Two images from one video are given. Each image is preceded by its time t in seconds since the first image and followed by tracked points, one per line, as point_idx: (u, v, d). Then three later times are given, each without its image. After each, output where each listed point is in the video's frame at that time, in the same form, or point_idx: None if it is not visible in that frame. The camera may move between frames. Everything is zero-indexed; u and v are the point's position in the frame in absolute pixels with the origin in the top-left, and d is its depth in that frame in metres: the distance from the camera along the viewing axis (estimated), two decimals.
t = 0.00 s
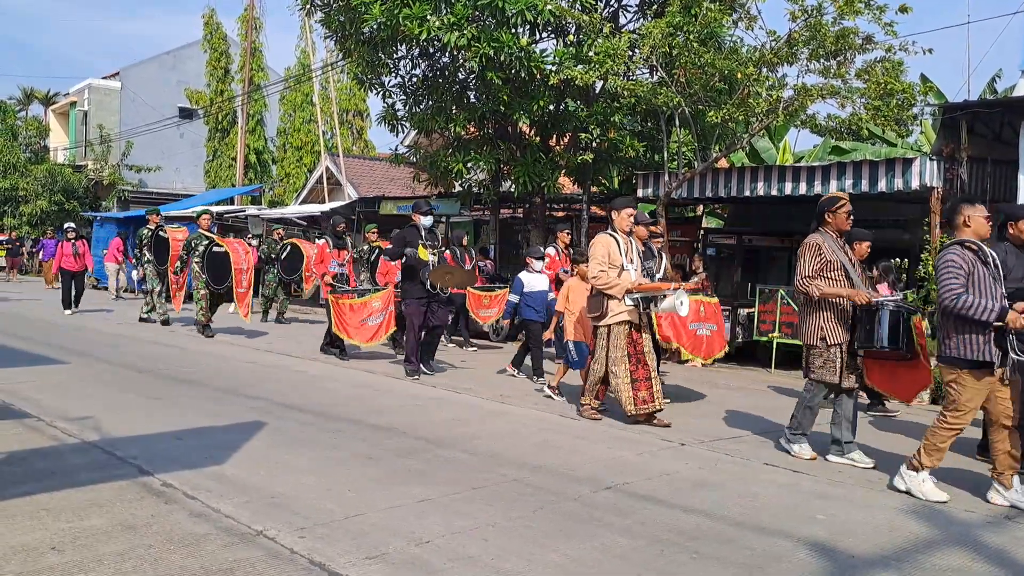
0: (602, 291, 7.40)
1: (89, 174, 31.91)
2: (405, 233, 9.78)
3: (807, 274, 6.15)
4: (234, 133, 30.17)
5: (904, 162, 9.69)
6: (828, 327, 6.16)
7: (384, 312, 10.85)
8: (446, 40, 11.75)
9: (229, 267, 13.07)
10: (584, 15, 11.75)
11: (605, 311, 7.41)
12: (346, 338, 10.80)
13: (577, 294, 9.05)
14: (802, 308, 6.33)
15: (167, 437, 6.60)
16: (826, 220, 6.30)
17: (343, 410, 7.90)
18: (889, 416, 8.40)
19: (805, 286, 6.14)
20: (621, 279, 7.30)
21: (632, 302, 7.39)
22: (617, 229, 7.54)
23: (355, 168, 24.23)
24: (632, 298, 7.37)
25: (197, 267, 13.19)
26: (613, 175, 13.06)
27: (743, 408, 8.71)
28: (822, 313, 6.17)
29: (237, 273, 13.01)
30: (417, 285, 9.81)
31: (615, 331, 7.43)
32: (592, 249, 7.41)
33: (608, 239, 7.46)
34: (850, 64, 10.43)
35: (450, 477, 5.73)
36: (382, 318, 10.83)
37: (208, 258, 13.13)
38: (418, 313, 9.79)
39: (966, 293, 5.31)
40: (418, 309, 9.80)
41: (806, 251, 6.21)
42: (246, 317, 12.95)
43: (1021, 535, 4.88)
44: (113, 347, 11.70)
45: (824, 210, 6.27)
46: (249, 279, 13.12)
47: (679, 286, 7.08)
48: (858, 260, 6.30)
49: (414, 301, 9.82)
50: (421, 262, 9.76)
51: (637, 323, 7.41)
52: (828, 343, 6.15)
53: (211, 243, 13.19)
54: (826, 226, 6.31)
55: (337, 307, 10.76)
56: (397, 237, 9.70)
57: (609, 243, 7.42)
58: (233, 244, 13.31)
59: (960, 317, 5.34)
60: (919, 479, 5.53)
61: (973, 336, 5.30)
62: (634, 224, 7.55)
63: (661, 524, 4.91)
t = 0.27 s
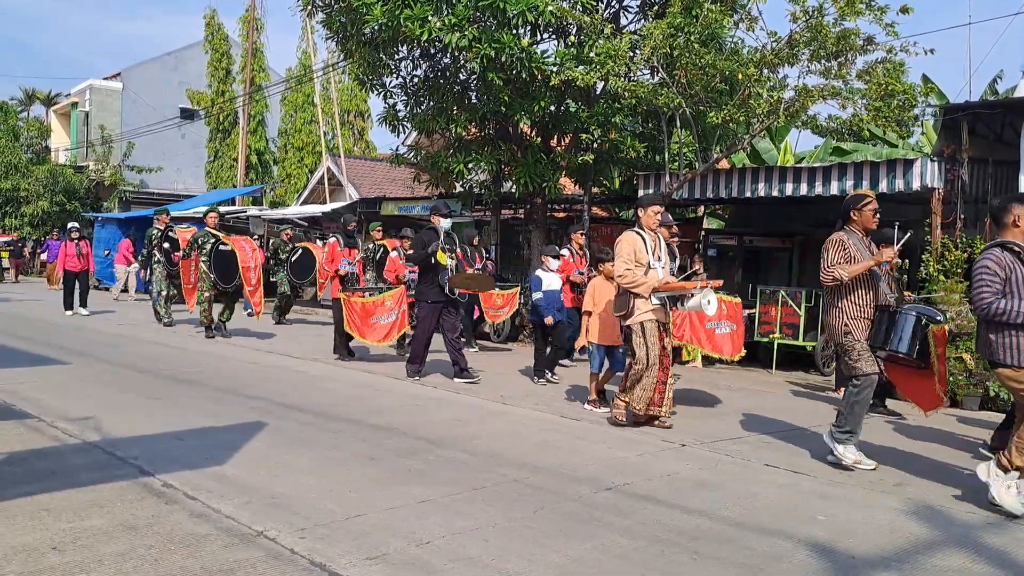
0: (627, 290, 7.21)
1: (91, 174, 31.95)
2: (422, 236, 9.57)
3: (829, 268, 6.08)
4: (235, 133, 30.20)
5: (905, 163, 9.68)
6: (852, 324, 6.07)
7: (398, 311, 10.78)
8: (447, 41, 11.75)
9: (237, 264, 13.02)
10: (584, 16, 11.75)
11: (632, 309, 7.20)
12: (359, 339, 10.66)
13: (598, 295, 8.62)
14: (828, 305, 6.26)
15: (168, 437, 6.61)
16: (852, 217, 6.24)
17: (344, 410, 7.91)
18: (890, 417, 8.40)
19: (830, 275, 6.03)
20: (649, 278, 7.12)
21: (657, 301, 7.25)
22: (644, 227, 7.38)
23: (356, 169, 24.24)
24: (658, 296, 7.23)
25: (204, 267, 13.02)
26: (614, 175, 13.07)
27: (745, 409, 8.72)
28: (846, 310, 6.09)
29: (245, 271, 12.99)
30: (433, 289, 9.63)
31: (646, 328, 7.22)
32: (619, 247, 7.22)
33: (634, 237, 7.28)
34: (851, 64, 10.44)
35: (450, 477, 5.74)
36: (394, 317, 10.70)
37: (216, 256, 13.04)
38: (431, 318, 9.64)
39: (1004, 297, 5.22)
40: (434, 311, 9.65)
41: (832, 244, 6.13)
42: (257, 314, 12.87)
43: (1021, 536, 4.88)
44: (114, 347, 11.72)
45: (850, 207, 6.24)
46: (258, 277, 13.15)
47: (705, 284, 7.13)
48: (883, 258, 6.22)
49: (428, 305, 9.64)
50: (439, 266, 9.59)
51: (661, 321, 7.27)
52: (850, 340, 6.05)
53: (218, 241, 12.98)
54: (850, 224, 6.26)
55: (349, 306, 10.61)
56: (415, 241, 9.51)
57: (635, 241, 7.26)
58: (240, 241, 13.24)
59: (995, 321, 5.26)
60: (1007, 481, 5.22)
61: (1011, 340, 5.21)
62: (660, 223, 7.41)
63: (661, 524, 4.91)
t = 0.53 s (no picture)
0: (650, 296, 7.02)
1: (92, 175, 31.98)
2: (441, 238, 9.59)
3: (859, 279, 5.97)
4: (236, 134, 30.21)
5: (906, 164, 9.67)
6: (879, 333, 6.00)
7: (411, 316, 10.40)
8: (448, 42, 11.76)
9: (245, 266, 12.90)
10: (585, 17, 11.76)
11: (654, 316, 6.96)
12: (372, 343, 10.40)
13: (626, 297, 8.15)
14: (852, 314, 6.17)
15: (169, 438, 6.61)
16: (876, 222, 6.15)
17: (345, 411, 7.92)
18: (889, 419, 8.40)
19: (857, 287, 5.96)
20: (672, 283, 6.93)
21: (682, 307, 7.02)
22: (667, 230, 7.13)
23: (358, 169, 24.25)
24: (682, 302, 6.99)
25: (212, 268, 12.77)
26: (616, 176, 13.08)
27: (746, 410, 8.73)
28: (873, 319, 6.01)
29: (252, 272, 12.87)
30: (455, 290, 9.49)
31: (671, 335, 6.92)
32: (640, 251, 7.04)
33: (656, 241, 7.09)
34: (853, 65, 10.43)
35: (451, 477, 5.74)
36: (408, 323, 10.40)
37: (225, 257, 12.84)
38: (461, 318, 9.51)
39: None
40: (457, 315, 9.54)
41: (857, 252, 6.02)
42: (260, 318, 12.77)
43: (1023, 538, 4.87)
44: (115, 347, 11.73)
45: (874, 210, 6.12)
46: (265, 280, 13.04)
47: (731, 290, 6.91)
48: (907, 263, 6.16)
49: (455, 306, 9.51)
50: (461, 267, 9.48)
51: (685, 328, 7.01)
52: (877, 350, 5.98)
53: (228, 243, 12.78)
54: (875, 227, 6.16)
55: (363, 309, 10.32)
56: (436, 242, 9.55)
57: (657, 245, 7.06)
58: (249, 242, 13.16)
59: None
60: None
61: None
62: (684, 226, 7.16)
63: (662, 525, 4.91)
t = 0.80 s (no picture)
0: (674, 296, 6.89)
1: (94, 175, 32.00)
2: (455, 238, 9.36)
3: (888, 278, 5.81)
4: (238, 134, 30.21)
5: (908, 164, 9.71)
6: (905, 335, 5.84)
7: (429, 314, 10.26)
8: (449, 42, 11.76)
9: (261, 263, 12.63)
10: (587, 17, 11.76)
11: (679, 317, 6.87)
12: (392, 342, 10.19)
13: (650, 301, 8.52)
14: (877, 314, 6.01)
15: (170, 438, 6.62)
16: (902, 219, 6.00)
17: (346, 411, 7.92)
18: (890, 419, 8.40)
19: (888, 285, 5.78)
20: (697, 284, 6.79)
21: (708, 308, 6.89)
22: (692, 229, 7.01)
23: (359, 169, 24.27)
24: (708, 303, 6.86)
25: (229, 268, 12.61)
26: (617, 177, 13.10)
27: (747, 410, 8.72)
28: (900, 319, 5.85)
29: (270, 269, 12.60)
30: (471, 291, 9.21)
31: (691, 339, 6.88)
32: (665, 251, 6.89)
33: (681, 240, 6.93)
34: (854, 65, 10.42)
35: (452, 477, 5.74)
36: (428, 322, 10.21)
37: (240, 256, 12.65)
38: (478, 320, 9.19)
39: None
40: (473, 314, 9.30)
41: (885, 249, 5.86)
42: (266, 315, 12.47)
43: None
44: (117, 347, 11.74)
45: (900, 208, 5.97)
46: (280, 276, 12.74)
47: (761, 288, 6.74)
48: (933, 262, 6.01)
49: (471, 307, 9.12)
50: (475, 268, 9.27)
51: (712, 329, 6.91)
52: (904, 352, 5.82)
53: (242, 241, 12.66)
54: (899, 225, 6.02)
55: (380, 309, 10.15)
56: (449, 242, 9.23)
57: (682, 244, 6.90)
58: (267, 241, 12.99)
59: None
60: None
61: None
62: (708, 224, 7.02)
63: (663, 525, 4.91)
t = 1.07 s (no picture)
0: (704, 301, 6.70)
1: (95, 175, 32.02)
2: (471, 240, 9.31)
3: (916, 281, 5.71)
4: (239, 134, 30.22)
5: (909, 165, 9.65)
6: (933, 339, 5.73)
7: (442, 319, 10.32)
8: (451, 43, 11.76)
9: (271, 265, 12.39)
10: (588, 18, 11.76)
11: (709, 323, 6.68)
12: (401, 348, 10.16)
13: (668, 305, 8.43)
14: (903, 319, 5.91)
15: (171, 438, 6.62)
16: (933, 223, 5.90)
17: (347, 411, 7.92)
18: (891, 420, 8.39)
19: (914, 287, 5.69)
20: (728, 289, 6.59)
21: (736, 314, 6.69)
22: (721, 232, 6.77)
23: (360, 170, 24.27)
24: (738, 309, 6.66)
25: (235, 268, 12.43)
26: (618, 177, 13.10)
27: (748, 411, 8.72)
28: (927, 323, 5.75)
29: (279, 272, 12.36)
30: (488, 294, 9.22)
31: (717, 345, 6.69)
32: (694, 254, 6.68)
33: (711, 243, 6.71)
34: (855, 66, 10.42)
35: (453, 478, 5.74)
36: (439, 327, 10.26)
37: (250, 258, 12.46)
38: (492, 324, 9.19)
39: None
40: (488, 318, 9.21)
41: (915, 252, 5.77)
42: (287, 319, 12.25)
43: None
44: (118, 347, 11.75)
45: (932, 211, 5.85)
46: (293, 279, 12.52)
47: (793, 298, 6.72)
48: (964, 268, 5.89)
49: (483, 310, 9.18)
50: (493, 270, 9.18)
51: (744, 336, 6.68)
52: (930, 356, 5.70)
53: (251, 243, 12.44)
54: (931, 229, 5.90)
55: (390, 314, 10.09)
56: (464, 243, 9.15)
57: (712, 247, 6.69)
58: (276, 242, 12.64)
59: None
60: None
61: None
62: (738, 226, 6.78)
63: (665, 526, 4.91)
